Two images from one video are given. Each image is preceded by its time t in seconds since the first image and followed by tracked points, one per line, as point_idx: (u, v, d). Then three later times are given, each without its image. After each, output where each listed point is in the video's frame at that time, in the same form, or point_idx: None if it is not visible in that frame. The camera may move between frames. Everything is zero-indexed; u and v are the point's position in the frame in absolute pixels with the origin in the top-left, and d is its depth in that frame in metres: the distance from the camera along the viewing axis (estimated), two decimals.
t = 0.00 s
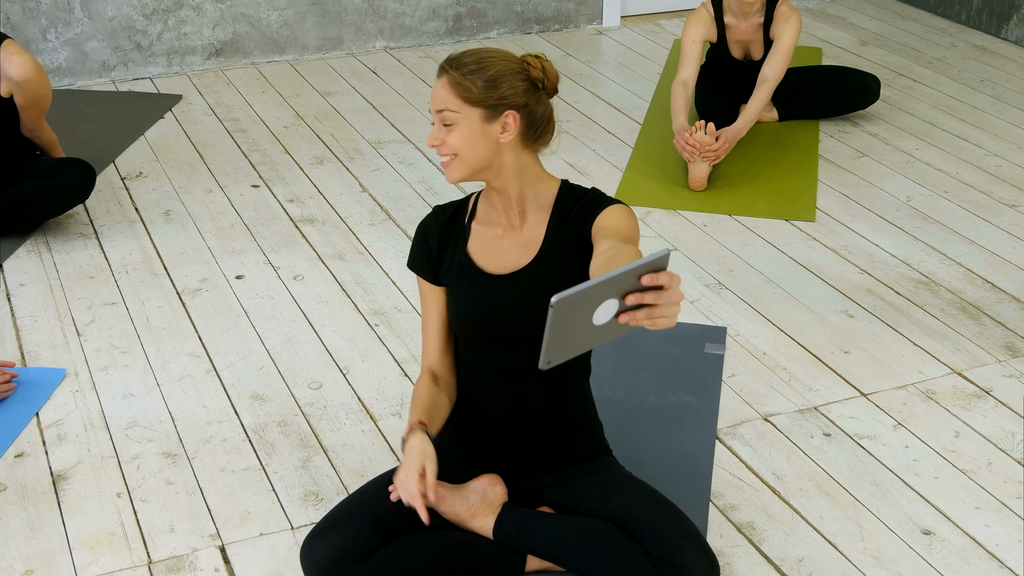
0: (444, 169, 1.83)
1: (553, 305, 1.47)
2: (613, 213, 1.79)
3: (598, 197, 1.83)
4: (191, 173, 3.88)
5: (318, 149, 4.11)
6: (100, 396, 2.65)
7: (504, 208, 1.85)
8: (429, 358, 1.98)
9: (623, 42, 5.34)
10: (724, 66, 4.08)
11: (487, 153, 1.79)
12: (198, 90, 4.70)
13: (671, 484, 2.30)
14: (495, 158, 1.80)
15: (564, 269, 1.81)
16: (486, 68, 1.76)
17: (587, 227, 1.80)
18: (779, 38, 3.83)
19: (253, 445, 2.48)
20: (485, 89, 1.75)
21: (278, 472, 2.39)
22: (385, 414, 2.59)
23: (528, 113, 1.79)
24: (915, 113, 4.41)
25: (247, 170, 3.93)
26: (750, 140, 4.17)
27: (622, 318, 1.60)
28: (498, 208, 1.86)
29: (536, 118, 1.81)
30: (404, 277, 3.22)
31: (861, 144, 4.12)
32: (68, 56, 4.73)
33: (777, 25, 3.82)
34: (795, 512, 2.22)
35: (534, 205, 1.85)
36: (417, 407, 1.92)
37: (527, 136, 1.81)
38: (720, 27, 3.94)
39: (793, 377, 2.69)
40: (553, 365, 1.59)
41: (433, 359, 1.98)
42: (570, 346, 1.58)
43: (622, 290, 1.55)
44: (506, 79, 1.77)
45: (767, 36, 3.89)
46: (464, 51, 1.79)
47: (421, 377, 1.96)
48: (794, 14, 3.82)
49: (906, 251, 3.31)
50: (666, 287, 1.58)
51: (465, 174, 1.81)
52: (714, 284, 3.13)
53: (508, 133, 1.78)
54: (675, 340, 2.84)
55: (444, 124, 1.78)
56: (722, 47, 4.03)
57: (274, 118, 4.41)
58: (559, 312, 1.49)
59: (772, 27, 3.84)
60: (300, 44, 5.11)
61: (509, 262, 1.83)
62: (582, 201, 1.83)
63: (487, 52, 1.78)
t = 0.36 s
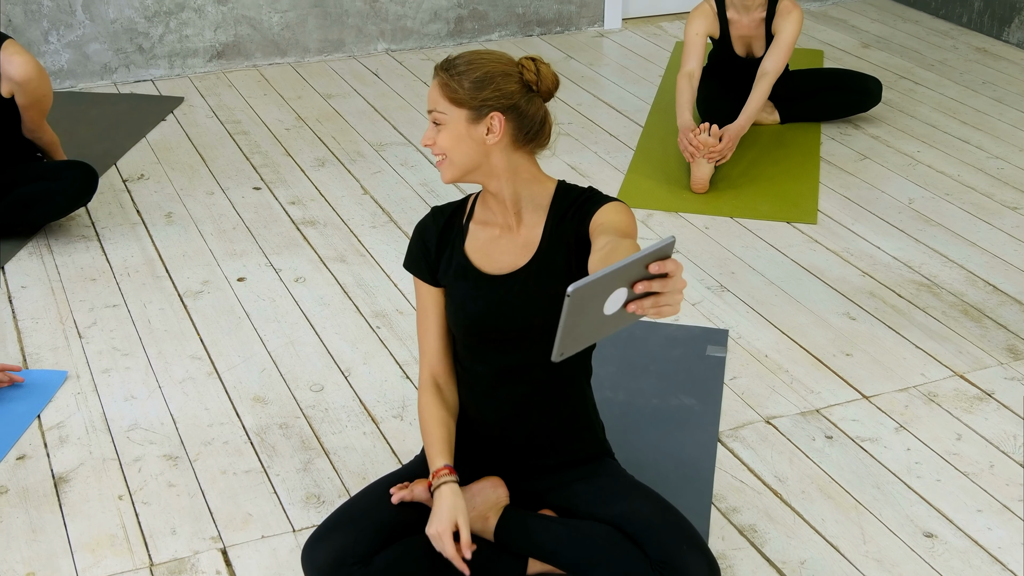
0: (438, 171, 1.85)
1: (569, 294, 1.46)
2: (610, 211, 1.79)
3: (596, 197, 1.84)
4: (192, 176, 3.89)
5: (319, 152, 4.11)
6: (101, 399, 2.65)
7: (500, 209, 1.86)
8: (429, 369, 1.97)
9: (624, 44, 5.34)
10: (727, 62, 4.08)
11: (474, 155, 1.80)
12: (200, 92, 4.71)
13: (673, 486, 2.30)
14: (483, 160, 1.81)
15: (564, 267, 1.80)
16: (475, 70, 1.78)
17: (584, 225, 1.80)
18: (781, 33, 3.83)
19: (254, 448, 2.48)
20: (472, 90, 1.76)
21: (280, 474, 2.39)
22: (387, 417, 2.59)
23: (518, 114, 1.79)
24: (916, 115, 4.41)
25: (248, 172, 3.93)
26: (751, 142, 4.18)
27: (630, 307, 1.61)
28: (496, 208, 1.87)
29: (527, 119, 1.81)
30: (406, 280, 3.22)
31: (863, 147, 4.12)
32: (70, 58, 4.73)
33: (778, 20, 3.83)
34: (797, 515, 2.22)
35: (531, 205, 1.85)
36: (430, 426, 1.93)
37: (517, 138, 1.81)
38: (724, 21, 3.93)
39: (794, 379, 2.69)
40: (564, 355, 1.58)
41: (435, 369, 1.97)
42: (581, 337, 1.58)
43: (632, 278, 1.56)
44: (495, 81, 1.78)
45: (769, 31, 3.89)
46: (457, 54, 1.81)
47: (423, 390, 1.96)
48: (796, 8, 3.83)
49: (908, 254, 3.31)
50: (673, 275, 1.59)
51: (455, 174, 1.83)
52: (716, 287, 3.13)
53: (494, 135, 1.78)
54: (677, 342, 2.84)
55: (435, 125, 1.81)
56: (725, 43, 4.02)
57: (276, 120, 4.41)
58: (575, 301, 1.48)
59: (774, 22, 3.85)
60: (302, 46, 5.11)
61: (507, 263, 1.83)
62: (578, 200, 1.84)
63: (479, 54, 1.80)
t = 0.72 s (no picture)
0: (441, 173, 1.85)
1: (582, 288, 1.46)
2: (614, 210, 1.80)
3: (598, 197, 1.84)
4: (196, 178, 3.89)
5: (323, 154, 4.11)
6: (105, 401, 2.66)
7: (503, 211, 1.86)
8: (433, 374, 1.97)
9: (628, 47, 5.34)
10: (729, 62, 4.08)
11: (477, 157, 1.80)
12: (204, 95, 4.71)
13: (677, 489, 2.30)
14: (486, 162, 1.81)
15: (568, 267, 1.80)
16: (478, 73, 1.78)
17: (588, 225, 1.81)
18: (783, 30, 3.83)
19: (258, 450, 2.48)
20: (475, 92, 1.76)
21: (284, 477, 2.39)
22: (391, 419, 2.59)
23: (521, 117, 1.79)
24: (920, 118, 4.41)
25: (252, 174, 3.94)
26: (755, 145, 4.18)
27: (641, 298, 1.61)
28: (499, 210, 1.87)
29: (530, 121, 1.81)
30: (409, 282, 3.22)
31: (866, 149, 4.12)
32: (74, 61, 4.74)
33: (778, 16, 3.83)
34: (801, 518, 2.22)
35: (536, 207, 1.85)
36: (437, 431, 1.93)
37: (520, 140, 1.81)
38: (724, 20, 3.93)
39: (798, 383, 2.69)
40: (578, 350, 1.57)
41: (440, 374, 1.97)
42: (594, 331, 1.57)
43: (641, 269, 1.56)
44: (498, 83, 1.78)
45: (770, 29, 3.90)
46: (460, 57, 1.81)
47: (426, 395, 1.96)
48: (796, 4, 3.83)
49: (912, 257, 3.31)
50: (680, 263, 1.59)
51: (458, 177, 1.83)
52: (720, 289, 3.14)
53: (497, 137, 1.79)
54: (681, 345, 2.84)
55: (439, 127, 1.81)
56: (727, 43, 4.01)
57: (279, 122, 4.42)
58: (588, 295, 1.47)
59: (774, 18, 3.85)
60: (306, 49, 5.11)
61: (511, 264, 1.83)
62: (580, 200, 1.84)
63: (482, 57, 1.80)
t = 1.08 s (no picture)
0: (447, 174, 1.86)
1: (603, 285, 1.45)
2: (621, 211, 1.80)
3: (604, 198, 1.84)
4: (201, 180, 3.90)
5: (328, 156, 4.12)
6: (110, 403, 2.66)
7: (509, 213, 1.86)
8: (438, 377, 1.97)
9: (632, 49, 5.34)
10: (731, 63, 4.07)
11: (483, 160, 1.81)
12: (209, 97, 4.72)
13: (682, 492, 2.30)
14: (492, 165, 1.82)
15: (574, 268, 1.80)
16: (484, 75, 1.78)
17: (595, 227, 1.81)
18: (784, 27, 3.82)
19: (263, 452, 2.49)
20: (481, 95, 1.77)
21: (289, 479, 2.40)
22: (396, 422, 2.59)
23: (527, 120, 1.79)
24: (925, 121, 4.41)
25: (257, 177, 3.94)
26: (759, 148, 4.18)
27: (658, 294, 1.61)
28: (505, 212, 1.87)
29: (536, 123, 1.81)
30: (414, 285, 3.22)
31: (871, 152, 4.12)
32: (79, 63, 4.75)
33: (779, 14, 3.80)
34: (807, 521, 2.22)
35: (542, 210, 1.85)
36: (443, 434, 1.93)
37: (526, 143, 1.81)
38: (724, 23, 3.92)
39: (804, 385, 2.69)
40: (598, 349, 1.56)
41: (445, 377, 1.98)
42: (613, 329, 1.56)
43: (659, 264, 1.56)
44: (505, 86, 1.78)
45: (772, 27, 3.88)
46: (467, 59, 1.81)
47: (432, 399, 1.96)
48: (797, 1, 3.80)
49: (917, 260, 3.31)
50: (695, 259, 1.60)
51: (463, 179, 1.83)
52: (726, 292, 3.13)
53: (503, 140, 1.79)
54: (686, 348, 2.84)
55: (445, 129, 1.81)
56: (728, 44, 3.99)
57: (284, 125, 4.42)
58: (609, 292, 1.47)
59: (776, 17, 3.82)
60: (311, 51, 5.12)
61: (517, 266, 1.83)
62: (587, 203, 1.84)
63: (489, 59, 1.80)
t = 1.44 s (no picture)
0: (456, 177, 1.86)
1: (618, 283, 1.45)
2: (630, 213, 1.80)
3: (614, 201, 1.84)
4: (209, 182, 3.90)
5: (335, 159, 4.12)
6: (118, 406, 2.66)
7: (518, 216, 1.86)
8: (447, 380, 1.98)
9: (639, 52, 5.34)
10: (736, 64, 4.05)
11: (493, 163, 1.81)
12: (217, 99, 4.73)
13: (690, 495, 2.29)
14: (501, 168, 1.82)
15: (583, 270, 1.80)
16: (494, 78, 1.78)
17: (605, 230, 1.81)
18: (785, 13, 3.84)
19: (271, 455, 2.49)
20: (492, 98, 1.77)
21: (296, 482, 2.40)
22: (403, 424, 2.59)
23: (537, 123, 1.80)
24: (933, 125, 4.40)
25: (264, 179, 3.95)
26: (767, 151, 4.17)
27: (672, 291, 1.61)
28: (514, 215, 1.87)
29: (545, 127, 1.81)
30: (422, 287, 3.22)
31: (879, 155, 4.11)
32: (87, 65, 4.76)
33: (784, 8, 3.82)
34: (815, 525, 2.22)
35: (551, 213, 1.85)
36: (451, 438, 1.93)
37: (536, 147, 1.82)
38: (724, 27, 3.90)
39: (811, 389, 2.68)
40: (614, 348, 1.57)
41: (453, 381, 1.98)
42: (629, 327, 1.56)
43: (673, 262, 1.56)
44: (515, 89, 1.78)
45: (772, 17, 3.86)
46: (477, 62, 1.81)
47: (441, 401, 1.97)
48: None
49: (925, 263, 3.30)
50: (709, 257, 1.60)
51: (472, 182, 1.84)
52: (733, 296, 3.13)
53: (513, 143, 1.79)
54: (693, 351, 2.84)
55: (454, 132, 1.81)
56: (729, 44, 3.96)
57: (292, 127, 4.43)
58: (624, 290, 1.47)
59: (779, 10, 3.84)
60: (318, 53, 5.13)
61: (526, 269, 1.83)
62: (596, 206, 1.84)
63: (499, 62, 1.80)
